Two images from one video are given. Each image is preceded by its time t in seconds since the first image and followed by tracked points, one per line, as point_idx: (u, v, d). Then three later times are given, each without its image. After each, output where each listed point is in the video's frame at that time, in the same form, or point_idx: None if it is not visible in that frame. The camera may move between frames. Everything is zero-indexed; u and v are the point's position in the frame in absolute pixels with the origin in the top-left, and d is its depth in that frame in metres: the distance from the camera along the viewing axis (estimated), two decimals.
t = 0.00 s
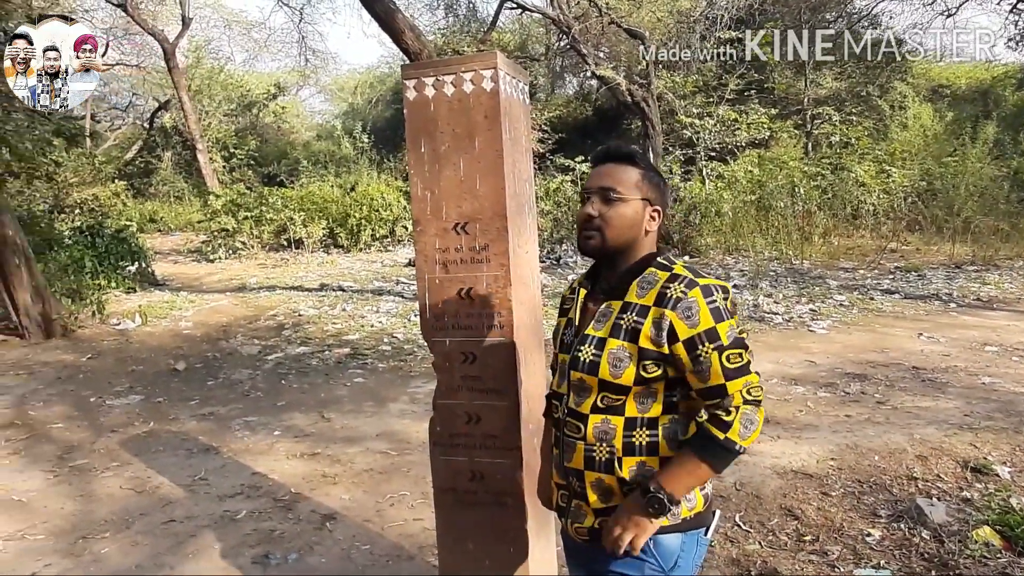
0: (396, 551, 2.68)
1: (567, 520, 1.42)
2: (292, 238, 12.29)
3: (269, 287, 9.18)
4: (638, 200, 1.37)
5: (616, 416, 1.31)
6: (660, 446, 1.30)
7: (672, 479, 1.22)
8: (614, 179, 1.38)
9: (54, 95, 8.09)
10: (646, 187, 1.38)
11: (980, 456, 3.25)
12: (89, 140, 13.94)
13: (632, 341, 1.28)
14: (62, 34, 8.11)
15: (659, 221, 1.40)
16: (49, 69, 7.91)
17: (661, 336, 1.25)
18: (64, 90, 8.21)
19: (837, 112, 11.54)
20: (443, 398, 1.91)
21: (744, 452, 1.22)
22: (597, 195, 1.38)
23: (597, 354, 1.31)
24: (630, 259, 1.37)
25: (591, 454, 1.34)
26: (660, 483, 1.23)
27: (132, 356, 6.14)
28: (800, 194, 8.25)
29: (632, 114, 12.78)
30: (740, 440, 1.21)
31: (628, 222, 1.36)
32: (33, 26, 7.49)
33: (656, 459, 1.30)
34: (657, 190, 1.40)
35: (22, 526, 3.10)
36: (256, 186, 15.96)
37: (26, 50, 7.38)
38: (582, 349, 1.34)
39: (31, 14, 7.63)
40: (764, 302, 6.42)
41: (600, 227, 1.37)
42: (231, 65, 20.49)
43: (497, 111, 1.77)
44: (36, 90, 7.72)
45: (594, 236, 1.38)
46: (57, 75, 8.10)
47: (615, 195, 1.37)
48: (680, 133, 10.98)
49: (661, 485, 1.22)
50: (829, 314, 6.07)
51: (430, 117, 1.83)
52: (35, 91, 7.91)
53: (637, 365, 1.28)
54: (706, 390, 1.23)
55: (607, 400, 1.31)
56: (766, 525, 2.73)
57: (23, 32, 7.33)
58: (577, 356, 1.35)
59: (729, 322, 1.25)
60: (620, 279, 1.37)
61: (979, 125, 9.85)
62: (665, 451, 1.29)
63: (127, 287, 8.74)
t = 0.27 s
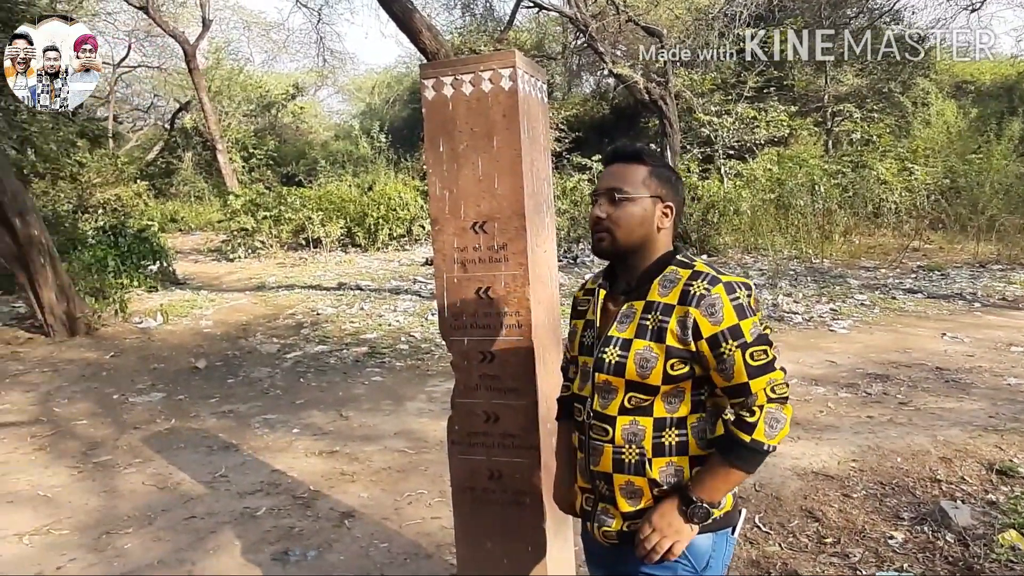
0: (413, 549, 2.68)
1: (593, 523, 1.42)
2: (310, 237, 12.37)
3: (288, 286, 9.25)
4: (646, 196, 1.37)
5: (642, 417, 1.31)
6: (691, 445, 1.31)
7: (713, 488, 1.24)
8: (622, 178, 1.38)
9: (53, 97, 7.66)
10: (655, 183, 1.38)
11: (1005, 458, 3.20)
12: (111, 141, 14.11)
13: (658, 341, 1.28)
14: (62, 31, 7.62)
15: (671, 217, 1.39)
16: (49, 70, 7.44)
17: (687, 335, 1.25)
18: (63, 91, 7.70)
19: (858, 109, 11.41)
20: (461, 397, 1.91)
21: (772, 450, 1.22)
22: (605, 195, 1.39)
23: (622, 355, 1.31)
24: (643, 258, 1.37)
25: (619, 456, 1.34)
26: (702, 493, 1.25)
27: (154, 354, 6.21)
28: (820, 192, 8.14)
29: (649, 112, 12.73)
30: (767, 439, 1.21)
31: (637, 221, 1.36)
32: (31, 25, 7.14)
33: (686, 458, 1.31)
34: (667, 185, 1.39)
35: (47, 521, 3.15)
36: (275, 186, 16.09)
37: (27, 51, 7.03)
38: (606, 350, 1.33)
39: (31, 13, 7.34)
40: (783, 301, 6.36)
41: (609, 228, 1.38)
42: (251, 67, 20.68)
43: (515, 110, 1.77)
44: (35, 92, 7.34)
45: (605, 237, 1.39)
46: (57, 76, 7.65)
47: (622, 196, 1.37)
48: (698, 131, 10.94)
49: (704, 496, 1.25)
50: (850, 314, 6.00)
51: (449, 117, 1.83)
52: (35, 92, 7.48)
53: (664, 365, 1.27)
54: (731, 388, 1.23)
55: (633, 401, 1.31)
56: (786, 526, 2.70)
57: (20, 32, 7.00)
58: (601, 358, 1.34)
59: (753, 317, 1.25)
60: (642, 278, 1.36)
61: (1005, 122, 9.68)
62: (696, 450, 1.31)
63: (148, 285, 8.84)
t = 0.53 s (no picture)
0: (437, 546, 2.69)
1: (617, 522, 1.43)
2: (334, 236, 12.48)
3: (312, 284, 9.34)
4: (651, 197, 1.37)
5: (665, 418, 1.31)
6: (714, 448, 1.30)
7: (734, 495, 1.23)
8: (631, 181, 1.41)
9: (54, 97, 7.31)
10: (661, 183, 1.37)
11: None
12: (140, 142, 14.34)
13: (680, 342, 1.27)
14: (63, 31, 7.25)
15: (683, 216, 1.36)
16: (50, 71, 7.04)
17: (708, 336, 1.24)
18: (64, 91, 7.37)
19: (886, 104, 11.22)
20: (485, 396, 1.92)
21: (794, 458, 1.19)
22: (616, 199, 1.43)
23: (645, 356, 1.31)
24: (655, 259, 1.38)
25: (642, 456, 1.34)
26: (724, 500, 1.24)
27: (182, 351, 6.31)
28: (848, 189, 8.00)
29: (672, 109, 12.65)
30: (788, 447, 1.18)
31: (640, 224, 1.38)
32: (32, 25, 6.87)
33: (711, 462, 1.30)
34: (678, 183, 1.36)
35: (80, 514, 3.21)
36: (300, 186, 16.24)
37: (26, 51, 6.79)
38: (629, 350, 1.33)
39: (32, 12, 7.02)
40: (810, 300, 6.29)
41: (618, 230, 1.43)
42: (276, 68, 20.92)
43: (539, 108, 1.77)
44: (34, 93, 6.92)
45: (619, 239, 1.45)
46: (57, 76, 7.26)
47: (627, 199, 1.40)
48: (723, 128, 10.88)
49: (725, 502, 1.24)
50: (878, 313, 5.91)
51: (473, 116, 1.84)
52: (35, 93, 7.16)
53: (686, 366, 1.27)
54: (751, 392, 1.21)
55: (656, 401, 1.31)
56: (813, 528, 2.67)
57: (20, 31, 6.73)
58: (624, 358, 1.35)
59: (778, 319, 1.22)
60: (666, 277, 1.35)
61: None
62: (721, 453, 1.29)
63: (176, 284, 8.97)
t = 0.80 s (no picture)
0: (468, 543, 2.71)
1: (643, 514, 1.47)
2: (366, 235, 12.60)
3: (344, 283, 9.44)
4: (669, 200, 1.39)
5: (686, 416, 1.33)
6: (737, 451, 1.30)
7: (746, 501, 1.23)
8: (656, 185, 1.44)
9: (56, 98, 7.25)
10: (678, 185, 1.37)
11: None
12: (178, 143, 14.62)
13: (703, 342, 1.28)
14: (62, 31, 7.16)
15: (700, 216, 1.34)
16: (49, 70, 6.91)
17: (729, 337, 1.24)
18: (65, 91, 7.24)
19: (926, 98, 10.95)
20: (516, 393, 1.92)
21: (808, 469, 1.17)
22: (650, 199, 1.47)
23: (669, 352, 1.33)
24: (681, 261, 1.40)
25: (664, 451, 1.37)
26: (736, 505, 1.24)
27: (218, 348, 6.42)
28: (886, 185, 7.79)
29: (705, 106, 12.52)
30: (799, 457, 1.16)
31: (663, 225, 1.40)
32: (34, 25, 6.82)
33: (730, 464, 1.30)
34: (696, 181, 1.35)
35: (122, 506, 3.29)
36: (332, 186, 16.41)
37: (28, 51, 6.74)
38: (656, 347, 1.36)
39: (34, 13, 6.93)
40: (846, 299, 6.17)
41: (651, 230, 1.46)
42: (309, 69, 21.19)
43: (570, 106, 1.76)
44: (35, 94, 6.67)
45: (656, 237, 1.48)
46: (57, 76, 7.04)
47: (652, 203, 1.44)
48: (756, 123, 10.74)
49: (737, 508, 1.24)
50: (918, 313, 5.78)
51: (503, 114, 1.84)
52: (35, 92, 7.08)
53: (706, 366, 1.27)
54: (766, 398, 1.20)
55: (678, 399, 1.33)
56: (850, 531, 2.63)
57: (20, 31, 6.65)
58: (652, 353, 1.37)
59: (803, 324, 1.19)
60: (698, 276, 1.35)
61: None
62: (741, 457, 1.29)
63: (213, 282, 9.12)
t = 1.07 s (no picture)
0: (506, 539, 2.72)
1: (680, 507, 1.50)
2: (404, 233, 12.72)
3: (382, 281, 9.54)
4: (719, 194, 1.39)
5: (723, 412, 1.34)
6: (773, 452, 1.30)
7: (778, 503, 1.24)
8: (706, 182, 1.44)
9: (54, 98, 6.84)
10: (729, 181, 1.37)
11: None
12: (221, 145, 14.93)
13: (744, 339, 1.28)
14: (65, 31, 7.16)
15: (751, 212, 1.34)
16: (50, 71, 6.82)
17: (768, 336, 1.24)
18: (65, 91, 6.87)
19: (978, 90, 10.60)
20: (557, 390, 1.92)
21: (841, 476, 1.17)
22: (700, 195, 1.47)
23: (709, 347, 1.33)
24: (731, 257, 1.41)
25: (700, 446, 1.39)
26: (768, 508, 1.26)
27: (261, 344, 6.56)
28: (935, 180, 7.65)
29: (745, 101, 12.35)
30: (832, 464, 1.17)
31: (712, 220, 1.41)
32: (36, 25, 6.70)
33: (767, 465, 1.31)
34: (747, 176, 1.34)
35: (171, 497, 3.39)
36: (371, 185, 16.60)
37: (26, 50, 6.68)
38: (697, 341, 1.37)
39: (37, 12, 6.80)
40: (893, 298, 6.02)
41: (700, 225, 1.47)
42: (347, 71, 21.50)
43: (611, 102, 1.75)
44: (34, 94, 6.87)
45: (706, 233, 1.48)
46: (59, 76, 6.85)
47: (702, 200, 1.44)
48: (799, 119, 10.57)
49: (769, 510, 1.26)
50: (969, 312, 5.61)
51: (544, 110, 1.84)
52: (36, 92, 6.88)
53: (745, 364, 1.28)
54: (801, 402, 1.20)
55: (717, 395, 1.34)
56: (899, 536, 2.56)
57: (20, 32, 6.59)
58: (694, 347, 1.38)
59: (845, 328, 1.18)
60: (749, 273, 1.35)
61: None
62: (777, 458, 1.30)
63: (256, 280, 9.30)
